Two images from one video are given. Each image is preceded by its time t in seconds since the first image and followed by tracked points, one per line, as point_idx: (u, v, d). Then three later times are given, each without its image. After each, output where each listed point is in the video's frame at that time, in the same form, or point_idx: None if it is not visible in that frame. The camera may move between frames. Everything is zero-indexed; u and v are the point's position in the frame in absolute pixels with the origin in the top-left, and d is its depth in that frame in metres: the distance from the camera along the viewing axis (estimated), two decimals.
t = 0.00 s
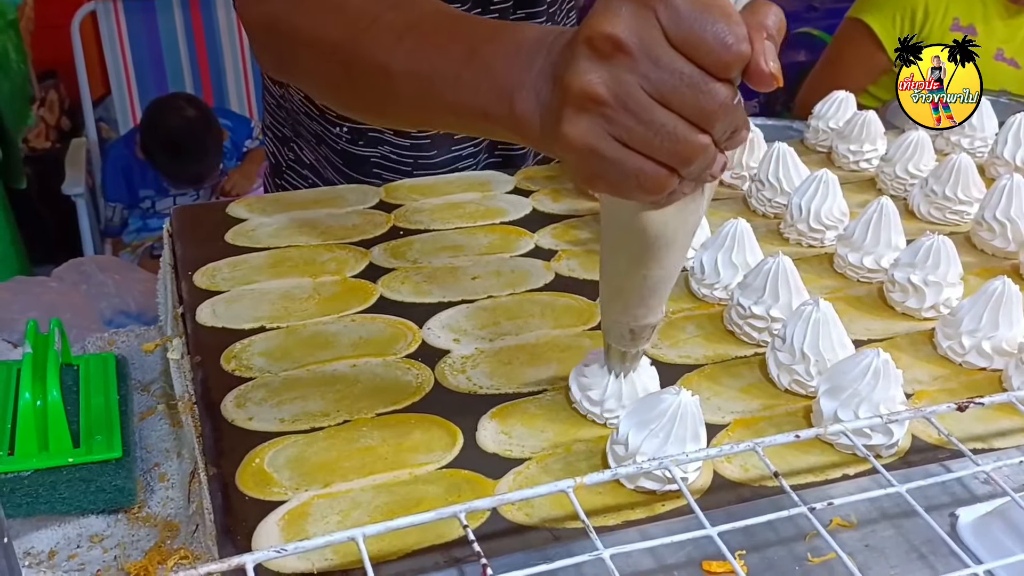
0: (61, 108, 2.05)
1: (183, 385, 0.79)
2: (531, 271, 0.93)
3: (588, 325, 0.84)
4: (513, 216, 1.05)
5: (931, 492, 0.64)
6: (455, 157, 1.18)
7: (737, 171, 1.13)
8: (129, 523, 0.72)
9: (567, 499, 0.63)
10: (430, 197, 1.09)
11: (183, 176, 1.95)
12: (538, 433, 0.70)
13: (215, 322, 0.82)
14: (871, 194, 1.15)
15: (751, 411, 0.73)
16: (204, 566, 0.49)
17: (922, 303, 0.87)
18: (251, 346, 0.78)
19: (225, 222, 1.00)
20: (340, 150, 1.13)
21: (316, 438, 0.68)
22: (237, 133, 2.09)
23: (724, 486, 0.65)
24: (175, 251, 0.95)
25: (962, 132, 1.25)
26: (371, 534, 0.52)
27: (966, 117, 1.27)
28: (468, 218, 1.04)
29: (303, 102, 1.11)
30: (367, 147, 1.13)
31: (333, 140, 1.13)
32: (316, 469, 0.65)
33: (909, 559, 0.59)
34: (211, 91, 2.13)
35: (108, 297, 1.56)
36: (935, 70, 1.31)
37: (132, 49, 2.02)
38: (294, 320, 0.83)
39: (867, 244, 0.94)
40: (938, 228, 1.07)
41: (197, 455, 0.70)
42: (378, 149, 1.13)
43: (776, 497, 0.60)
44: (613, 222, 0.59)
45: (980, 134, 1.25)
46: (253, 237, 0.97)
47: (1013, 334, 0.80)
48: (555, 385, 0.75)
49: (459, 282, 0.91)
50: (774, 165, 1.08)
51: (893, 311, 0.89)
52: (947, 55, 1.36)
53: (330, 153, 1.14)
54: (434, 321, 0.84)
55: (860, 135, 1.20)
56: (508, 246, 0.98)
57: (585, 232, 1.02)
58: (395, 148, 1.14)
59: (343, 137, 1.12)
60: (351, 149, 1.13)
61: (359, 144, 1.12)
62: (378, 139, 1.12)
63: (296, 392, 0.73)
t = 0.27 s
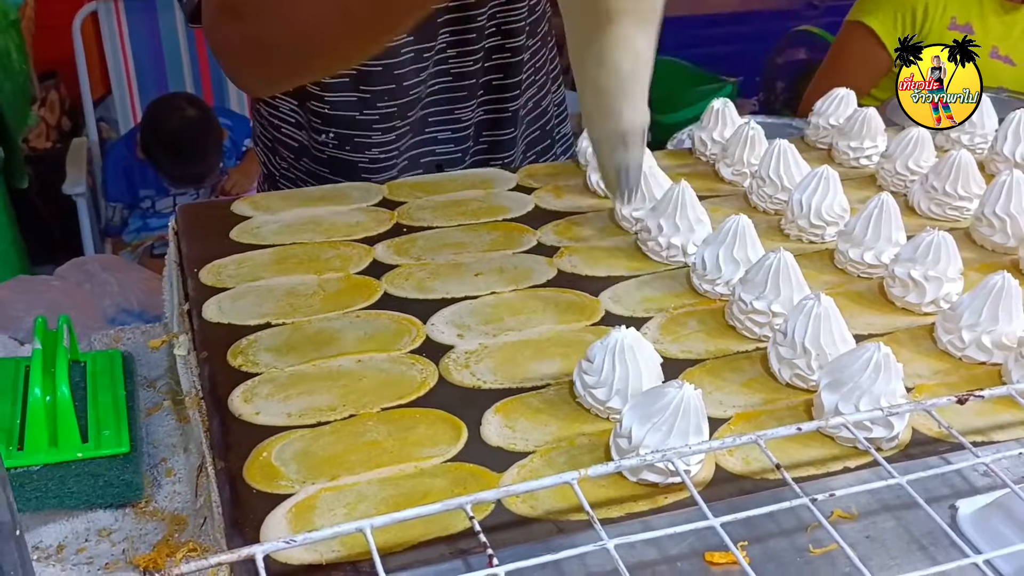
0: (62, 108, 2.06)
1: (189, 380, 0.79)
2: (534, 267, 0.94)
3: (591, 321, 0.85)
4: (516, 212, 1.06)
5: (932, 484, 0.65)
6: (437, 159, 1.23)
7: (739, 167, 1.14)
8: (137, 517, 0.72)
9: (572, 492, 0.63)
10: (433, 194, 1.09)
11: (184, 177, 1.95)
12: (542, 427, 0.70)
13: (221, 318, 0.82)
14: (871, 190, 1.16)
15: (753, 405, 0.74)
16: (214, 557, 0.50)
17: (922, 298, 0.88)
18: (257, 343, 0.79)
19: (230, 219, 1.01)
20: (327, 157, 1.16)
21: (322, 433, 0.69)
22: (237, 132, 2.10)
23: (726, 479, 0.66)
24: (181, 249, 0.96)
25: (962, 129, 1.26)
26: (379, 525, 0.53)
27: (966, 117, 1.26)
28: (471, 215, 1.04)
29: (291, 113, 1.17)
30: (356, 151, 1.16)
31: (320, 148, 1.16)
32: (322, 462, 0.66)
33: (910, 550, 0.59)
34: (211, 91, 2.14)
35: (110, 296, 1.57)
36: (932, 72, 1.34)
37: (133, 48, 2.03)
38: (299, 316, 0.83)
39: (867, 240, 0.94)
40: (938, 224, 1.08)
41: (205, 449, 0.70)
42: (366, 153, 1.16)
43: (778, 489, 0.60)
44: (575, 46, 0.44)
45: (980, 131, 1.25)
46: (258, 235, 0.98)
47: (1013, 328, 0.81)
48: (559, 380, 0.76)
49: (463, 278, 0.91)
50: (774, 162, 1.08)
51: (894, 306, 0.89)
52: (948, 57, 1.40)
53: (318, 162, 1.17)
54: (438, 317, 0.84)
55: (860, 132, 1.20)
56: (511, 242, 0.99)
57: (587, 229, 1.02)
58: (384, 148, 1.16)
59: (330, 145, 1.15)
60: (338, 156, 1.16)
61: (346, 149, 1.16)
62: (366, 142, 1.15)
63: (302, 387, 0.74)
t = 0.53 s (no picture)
0: (63, 110, 2.06)
1: (193, 373, 0.81)
2: (533, 262, 0.95)
3: (589, 314, 0.86)
4: (515, 209, 1.07)
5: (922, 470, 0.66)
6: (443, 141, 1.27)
7: (736, 163, 1.15)
8: (143, 508, 0.74)
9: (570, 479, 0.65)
10: (434, 191, 1.11)
11: (185, 177, 1.99)
12: (540, 418, 0.72)
13: (225, 313, 0.84)
14: (867, 185, 1.16)
15: (748, 395, 0.75)
16: (219, 542, 0.52)
17: (916, 290, 0.89)
18: (261, 336, 0.80)
19: (232, 216, 1.02)
20: (331, 134, 1.20)
21: (325, 424, 0.70)
22: (237, 132, 2.12)
23: (721, 467, 0.67)
24: (185, 246, 0.97)
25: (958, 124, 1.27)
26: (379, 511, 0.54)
27: (966, 116, 1.26)
28: (472, 211, 1.06)
29: (292, 96, 1.20)
30: (357, 127, 1.20)
31: (323, 125, 1.20)
32: (324, 452, 0.67)
33: (902, 535, 0.61)
34: (212, 91, 2.16)
35: (113, 296, 1.60)
36: (935, 69, 1.25)
37: (134, 52, 2.03)
38: (302, 310, 0.85)
39: (862, 233, 0.95)
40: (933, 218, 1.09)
41: (209, 441, 0.71)
42: (368, 129, 1.20)
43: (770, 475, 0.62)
44: None
45: (976, 126, 1.27)
46: (260, 231, 0.99)
47: (1005, 319, 0.82)
48: (557, 371, 0.77)
49: (463, 273, 0.93)
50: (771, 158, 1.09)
51: (888, 298, 0.90)
52: (948, 55, 1.29)
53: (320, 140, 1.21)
54: (438, 310, 0.86)
55: (857, 127, 1.21)
56: (511, 238, 1.00)
57: (586, 224, 1.03)
58: (385, 124, 1.20)
59: (332, 121, 1.19)
60: (341, 132, 1.20)
61: (349, 125, 1.19)
62: (367, 118, 1.19)
63: (305, 379, 0.75)
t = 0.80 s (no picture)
0: (64, 115, 2.08)
1: (193, 364, 0.83)
2: (528, 255, 0.97)
3: (581, 304, 0.88)
4: (510, 204, 1.09)
5: (903, 449, 0.68)
6: (459, 133, 1.39)
7: (729, 158, 1.17)
8: (144, 496, 0.76)
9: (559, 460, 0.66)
10: (431, 187, 1.13)
11: (185, 182, 2.00)
12: (532, 404, 0.73)
13: (224, 306, 0.86)
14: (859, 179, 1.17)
15: (735, 381, 0.77)
16: (219, 519, 0.53)
17: (903, 279, 0.90)
18: (259, 328, 0.82)
19: (232, 213, 1.04)
20: (360, 124, 1.32)
21: (322, 410, 0.72)
22: (238, 137, 2.11)
23: (707, 449, 0.69)
24: (185, 242, 0.99)
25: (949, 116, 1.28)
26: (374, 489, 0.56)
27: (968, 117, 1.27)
28: (468, 206, 1.08)
29: (328, 85, 1.33)
30: (387, 115, 1.34)
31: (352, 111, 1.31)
32: (321, 438, 0.69)
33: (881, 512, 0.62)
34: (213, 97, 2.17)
35: (114, 296, 1.61)
36: (937, 69, 1.28)
37: (136, 56, 2.06)
38: (300, 303, 0.87)
39: (851, 224, 0.97)
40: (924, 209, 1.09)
41: (208, 429, 0.74)
42: (395, 117, 1.34)
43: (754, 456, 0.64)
44: None
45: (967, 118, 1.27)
46: (260, 228, 1.01)
47: (988, 305, 0.84)
48: (549, 359, 0.79)
49: (458, 267, 0.94)
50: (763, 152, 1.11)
51: (876, 288, 0.92)
52: (947, 55, 1.32)
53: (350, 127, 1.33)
54: (433, 302, 0.88)
55: (849, 122, 1.22)
56: (506, 232, 1.02)
57: (580, 218, 1.05)
58: (410, 115, 1.34)
59: (363, 110, 1.32)
60: (370, 121, 1.33)
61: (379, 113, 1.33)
62: (396, 108, 1.34)
63: (302, 368, 0.77)
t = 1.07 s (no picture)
0: (63, 120, 2.10)
1: (189, 353, 0.85)
2: (515, 247, 0.99)
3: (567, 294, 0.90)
4: (499, 198, 1.11)
5: (875, 428, 0.70)
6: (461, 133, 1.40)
7: (715, 153, 1.17)
8: (143, 481, 0.78)
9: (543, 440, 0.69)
10: (422, 182, 1.15)
11: (182, 183, 2.03)
12: (517, 388, 0.76)
13: (218, 297, 0.88)
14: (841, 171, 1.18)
15: (716, 366, 0.79)
16: (212, 496, 0.55)
17: (882, 267, 0.92)
18: (252, 318, 0.84)
19: (227, 209, 1.07)
20: (364, 121, 1.32)
21: (313, 396, 0.74)
22: (236, 139, 2.13)
23: (687, 430, 0.71)
24: (181, 237, 1.01)
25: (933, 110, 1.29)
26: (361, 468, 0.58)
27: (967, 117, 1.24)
28: (457, 202, 1.10)
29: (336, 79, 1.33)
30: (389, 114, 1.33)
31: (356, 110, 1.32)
32: (312, 422, 0.71)
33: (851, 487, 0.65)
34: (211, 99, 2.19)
35: (113, 296, 1.62)
36: (934, 70, 1.27)
37: (133, 59, 2.09)
38: (292, 294, 0.89)
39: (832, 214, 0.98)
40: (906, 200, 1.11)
41: (203, 414, 0.76)
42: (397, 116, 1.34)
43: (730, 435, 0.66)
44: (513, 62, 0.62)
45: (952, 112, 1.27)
46: (254, 222, 1.03)
47: (963, 291, 0.85)
48: (534, 346, 0.81)
49: (447, 259, 0.97)
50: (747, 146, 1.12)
51: (856, 276, 0.93)
52: (948, 55, 1.29)
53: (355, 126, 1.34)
54: (423, 293, 0.90)
55: (832, 117, 1.24)
56: (494, 225, 1.04)
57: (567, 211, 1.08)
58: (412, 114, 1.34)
59: (366, 109, 1.32)
60: (372, 120, 1.33)
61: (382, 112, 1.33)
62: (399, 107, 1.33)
63: (294, 356, 0.79)
